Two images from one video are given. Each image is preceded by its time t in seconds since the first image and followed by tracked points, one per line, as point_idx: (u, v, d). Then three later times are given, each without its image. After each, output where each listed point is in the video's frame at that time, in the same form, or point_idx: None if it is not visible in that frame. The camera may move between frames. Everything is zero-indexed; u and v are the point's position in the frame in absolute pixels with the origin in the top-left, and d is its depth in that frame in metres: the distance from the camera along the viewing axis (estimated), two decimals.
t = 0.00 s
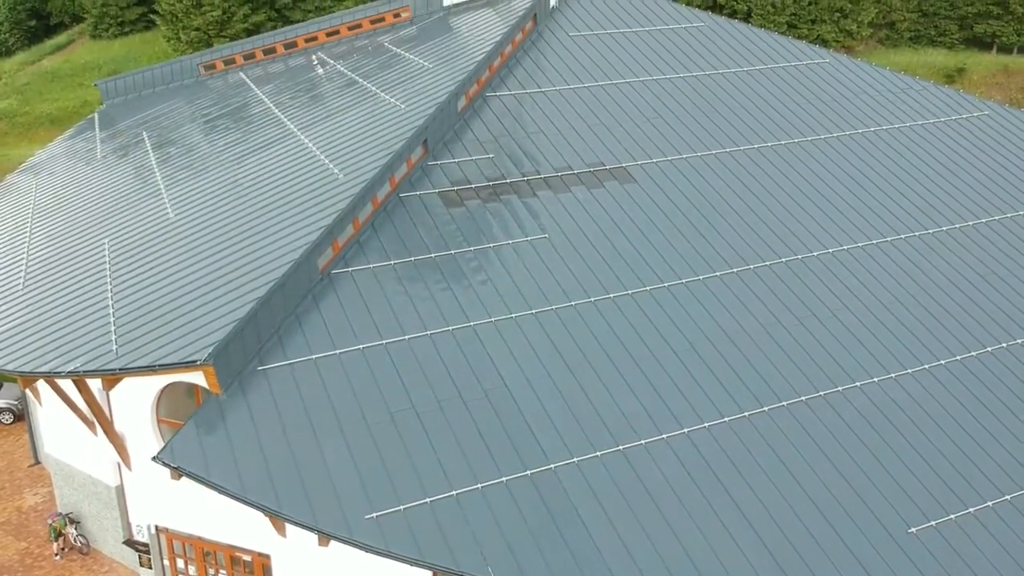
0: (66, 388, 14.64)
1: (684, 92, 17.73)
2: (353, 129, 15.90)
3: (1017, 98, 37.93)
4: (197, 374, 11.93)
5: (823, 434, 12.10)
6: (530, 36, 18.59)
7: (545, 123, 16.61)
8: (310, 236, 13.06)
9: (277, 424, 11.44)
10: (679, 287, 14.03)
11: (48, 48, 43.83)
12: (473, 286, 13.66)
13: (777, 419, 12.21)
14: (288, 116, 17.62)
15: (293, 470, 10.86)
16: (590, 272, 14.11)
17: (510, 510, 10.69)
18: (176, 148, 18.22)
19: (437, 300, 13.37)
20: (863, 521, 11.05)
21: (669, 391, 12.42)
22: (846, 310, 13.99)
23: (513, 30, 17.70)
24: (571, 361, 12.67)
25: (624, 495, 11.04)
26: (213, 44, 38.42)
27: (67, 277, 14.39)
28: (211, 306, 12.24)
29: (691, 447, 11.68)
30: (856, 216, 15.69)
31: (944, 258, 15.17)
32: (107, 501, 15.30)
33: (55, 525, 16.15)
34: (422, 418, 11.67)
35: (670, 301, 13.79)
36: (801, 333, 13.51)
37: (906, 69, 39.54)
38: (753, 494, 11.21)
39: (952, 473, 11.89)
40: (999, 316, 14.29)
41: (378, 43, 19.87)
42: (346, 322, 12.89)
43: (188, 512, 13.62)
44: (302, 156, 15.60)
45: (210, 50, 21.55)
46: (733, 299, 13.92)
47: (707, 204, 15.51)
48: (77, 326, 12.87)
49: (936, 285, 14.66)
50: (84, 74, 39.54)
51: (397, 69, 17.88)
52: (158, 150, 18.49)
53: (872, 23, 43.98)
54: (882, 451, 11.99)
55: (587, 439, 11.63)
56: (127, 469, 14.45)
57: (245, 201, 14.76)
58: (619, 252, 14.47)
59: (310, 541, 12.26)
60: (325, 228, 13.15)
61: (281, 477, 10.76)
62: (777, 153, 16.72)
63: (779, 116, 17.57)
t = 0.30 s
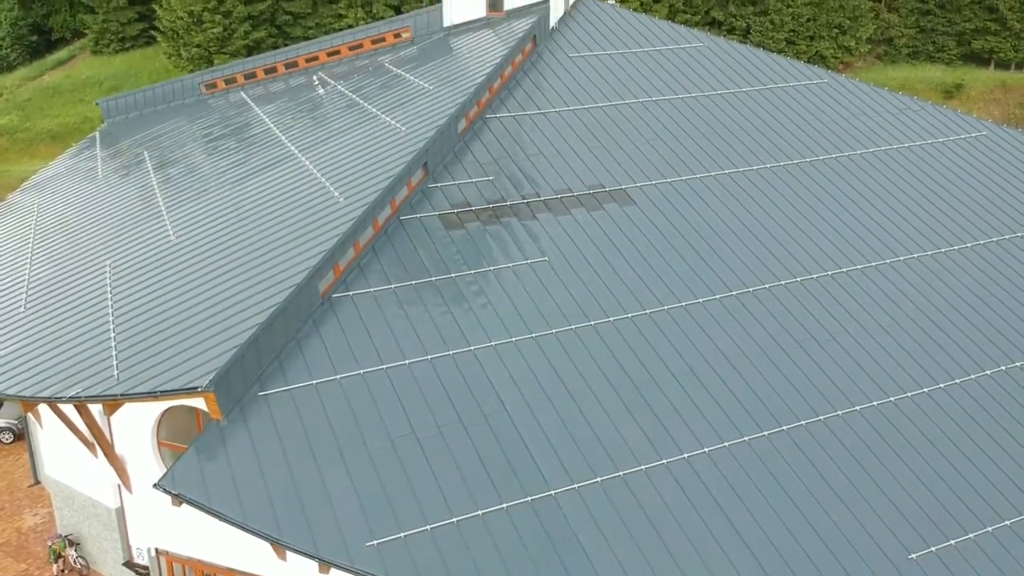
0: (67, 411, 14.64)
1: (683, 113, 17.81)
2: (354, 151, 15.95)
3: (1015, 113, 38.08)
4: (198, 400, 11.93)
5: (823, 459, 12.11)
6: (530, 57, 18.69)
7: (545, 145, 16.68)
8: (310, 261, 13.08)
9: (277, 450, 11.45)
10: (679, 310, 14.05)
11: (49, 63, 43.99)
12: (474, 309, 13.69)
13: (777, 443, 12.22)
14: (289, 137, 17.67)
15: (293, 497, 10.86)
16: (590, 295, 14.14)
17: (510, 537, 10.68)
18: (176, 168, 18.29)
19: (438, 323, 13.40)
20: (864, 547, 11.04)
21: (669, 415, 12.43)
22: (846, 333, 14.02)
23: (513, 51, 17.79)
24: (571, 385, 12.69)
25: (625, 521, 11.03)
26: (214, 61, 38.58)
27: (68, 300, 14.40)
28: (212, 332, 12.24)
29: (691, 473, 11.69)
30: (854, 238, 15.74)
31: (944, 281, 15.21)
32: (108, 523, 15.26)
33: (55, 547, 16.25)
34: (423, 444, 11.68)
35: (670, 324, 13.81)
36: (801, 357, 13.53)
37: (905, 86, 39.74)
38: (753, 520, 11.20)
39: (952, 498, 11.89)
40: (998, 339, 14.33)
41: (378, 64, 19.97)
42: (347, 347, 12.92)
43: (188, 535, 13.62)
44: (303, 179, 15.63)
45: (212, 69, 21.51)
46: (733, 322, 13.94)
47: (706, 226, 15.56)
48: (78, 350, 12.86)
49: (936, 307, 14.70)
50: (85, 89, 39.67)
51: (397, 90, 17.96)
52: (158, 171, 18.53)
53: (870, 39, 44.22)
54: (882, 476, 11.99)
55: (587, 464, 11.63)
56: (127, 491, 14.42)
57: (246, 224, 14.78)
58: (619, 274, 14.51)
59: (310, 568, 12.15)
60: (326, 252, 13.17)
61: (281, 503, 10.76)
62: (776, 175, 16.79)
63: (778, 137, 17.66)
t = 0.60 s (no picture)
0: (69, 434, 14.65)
1: (682, 134, 17.87)
2: (355, 173, 16.01)
3: (1014, 129, 38.15)
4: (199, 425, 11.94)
5: (824, 484, 12.08)
6: (530, 78, 18.76)
7: (545, 166, 16.74)
8: (312, 285, 13.10)
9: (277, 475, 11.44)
10: (679, 333, 14.06)
11: (50, 78, 44.11)
12: (474, 332, 13.69)
13: (777, 467, 12.19)
14: (290, 158, 17.73)
15: (293, 524, 10.83)
16: (590, 317, 14.16)
17: (510, 564, 10.66)
18: (178, 187, 18.37)
19: (438, 347, 13.40)
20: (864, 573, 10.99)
21: (669, 439, 12.42)
22: (846, 356, 14.02)
23: (513, 72, 17.87)
24: (571, 409, 12.68)
25: (625, 547, 11.00)
26: (215, 77, 38.70)
27: (70, 323, 14.41)
28: (214, 356, 12.26)
29: (691, 497, 11.67)
30: (854, 259, 15.78)
31: (943, 302, 15.23)
32: (107, 544, 15.21)
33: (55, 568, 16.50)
34: (422, 469, 11.66)
35: (670, 347, 13.81)
36: (801, 379, 13.53)
37: (903, 102, 39.86)
38: (754, 546, 11.17)
39: (953, 523, 11.85)
40: (997, 362, 14.33)
41: (379, 84, 20.05)
42: (347, 371, 12.92)
43: (190, 561, 13.63)
44: (304, 201, 15.68)
45: (214, 88, 21.69)
46: (733, 345, 13.95)
47: (706, 248, 15.58)
48: (79, 374, 12.86)
49: (935, 329, 14.71)
50: (86, 105, 39.77)
51: (398, 111, 18.04)
52: (160, 191, 18.58)
53: (868, 55, 44.37)
54: (883, 500, 11.96)
55: (587, 489, 11.61)
56: (127, 513, 14.40)
57: (248, 246, 14.82)
58: (619, 297, 14.52)
59: None
60: (327, 276, 13.21)
61: (282, 530, 10.74)
62: (775, 196, 16.83)
63: (777, 157, 17.71)
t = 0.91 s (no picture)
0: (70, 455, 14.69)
1: (682, 154, 17.94)
2: (356, 194, 16.06)
3: (1013, 143, 38.27)
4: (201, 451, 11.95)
5: (824, 508, 12.06)
6: (530, 98, 18.85)
7: (545, 187, 16.80)
8: (313, 308, 13.12)
9: (278, 500, 11.43)
10: (679, 355, 14.07)
11: (52, 93, 44.30)
12: (475, 355, 13.70)
13: (777, 492, 12.17)
14: (291, 178, 17.79)
15: (294, 550, 10.81)
16: (590, 339, 14.18)
17: None
18: (180, 206, 18.43)
19: (439, 370, 13.42)
20: None
21: (670, 462, 12.39)
22: (846, 378, 14.01)
23: (513, 92, 17.96)
24: (572, 432, 12.67)
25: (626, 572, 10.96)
26: (216, 92, 38.84)
27: (72, 345, 14.42)
28: (215, 381, 12.28)
29: (691, 521, 11.65)
30: (853, 280, 15.81)
31: (942, 324, 15.25)
32: (107, 565, 15.26)
33: None
34: (423, 493, 11.64)
35: (670, 369, 13.82)
36: (801, 402, 13.53)
37: (901, 118, 39.99)
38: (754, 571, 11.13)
39: (953, 548, 11.81)
40: (997, 385, 14.33)
41: (380, 103, 20.15)
42: (349, 394, 12.92)
43: None
44: (306, 222, 15.72)
45: (216, 106, 21.85)
46: (732, 367, 13.96)
47: (705, 270, 15.62)
48: (81, 398, 12.87)
49: (935, 352, 14.71)
50: (87, 120, 39.88)
51: (399, 131, 18.12)
52: (161, 210, 18.63)
53: (867, 70, 44.55)
54: (883, 525, 11.93)
55: (588, 514, 11.58)
56: (128, 535, 14.42)
57: (250, 268, 14.85)
58: (619, 318, 14.55)
59: None
60: (328, 299, 13.24)
61: (282, 557, 10.72)
62: (775, 216, 16.88)
63: (776, 177, 17.77)
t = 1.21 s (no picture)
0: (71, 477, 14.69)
1: (682, 174, 18.00)
2: (357, 214, 16.10)
3: (1012, 159, 38.36)
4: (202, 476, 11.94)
5: (824, 532, 12.04)
6: (530, 118, 18.94)
7: (545, 207, 16.85)
8: (314, 332, 13.13)
9: (279, 526, 11.41)
10: (679, 377, 14.07)
11: (53, 107, 44.42)
12: (476, 378, 13.71)
13: (778, 516, 12.14)
14: (292, 198, 17.84)
15: None
16: (591, 362, 14.17)
17: None
18: (181, 225, 18.47)
19: (439, 392, 13.44)
20: None
21: (670, 486, 12.37)
22: (846, 400, 14.02)
23: (513, 113, 18.04)
24: (572, 455, 12.66)
25: None
26: (216, 108, 38.96)
27: (73, 368, 14.43)
28: (216, 405, 12.28)
29: (691, 546, 11.62)
30: (852, 301, 15.84)
31: (942, 345, 15.27)
32: None
33: None
34: (423, 518, 11.62)
35: (670, 391, 13.82)
36: (801, 425, 13.52)
37: (901, 133, 40.09)
38: None
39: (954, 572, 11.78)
40: (997, 407, 14.33)
41: (381, 122, 20.24)
42: (350, 418, 12.92)
43: None
44: (306, 243, 15.76)
45: (217, 124, 21.94)
46: (731, 389, 13.96)
47: (705, 291, 15.64)
48: (82, 421, 12.86)
49: (935, 374, 14.72)
50: (87, 135, 39.95)
51: (400, 151, 18.19)
52: (162, 229, 18.66)
53: (866, 85, 44.71)
54: (884, 549, 11.90)
55: (588, 539, 11.55)
56: (128, 557, 14.40)
57: (250, 290, 14.87)
58: (619, 340, 14.56)
59: None
60: (330, 322, 13.25)
61: None
62: (774, 237, 16.92)
63: (776, 198, 17.83)
